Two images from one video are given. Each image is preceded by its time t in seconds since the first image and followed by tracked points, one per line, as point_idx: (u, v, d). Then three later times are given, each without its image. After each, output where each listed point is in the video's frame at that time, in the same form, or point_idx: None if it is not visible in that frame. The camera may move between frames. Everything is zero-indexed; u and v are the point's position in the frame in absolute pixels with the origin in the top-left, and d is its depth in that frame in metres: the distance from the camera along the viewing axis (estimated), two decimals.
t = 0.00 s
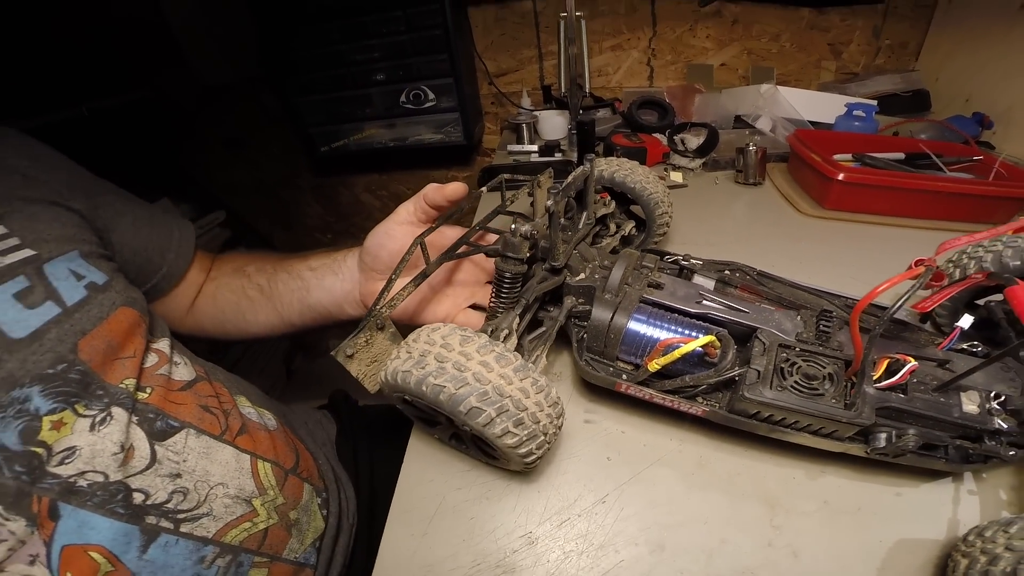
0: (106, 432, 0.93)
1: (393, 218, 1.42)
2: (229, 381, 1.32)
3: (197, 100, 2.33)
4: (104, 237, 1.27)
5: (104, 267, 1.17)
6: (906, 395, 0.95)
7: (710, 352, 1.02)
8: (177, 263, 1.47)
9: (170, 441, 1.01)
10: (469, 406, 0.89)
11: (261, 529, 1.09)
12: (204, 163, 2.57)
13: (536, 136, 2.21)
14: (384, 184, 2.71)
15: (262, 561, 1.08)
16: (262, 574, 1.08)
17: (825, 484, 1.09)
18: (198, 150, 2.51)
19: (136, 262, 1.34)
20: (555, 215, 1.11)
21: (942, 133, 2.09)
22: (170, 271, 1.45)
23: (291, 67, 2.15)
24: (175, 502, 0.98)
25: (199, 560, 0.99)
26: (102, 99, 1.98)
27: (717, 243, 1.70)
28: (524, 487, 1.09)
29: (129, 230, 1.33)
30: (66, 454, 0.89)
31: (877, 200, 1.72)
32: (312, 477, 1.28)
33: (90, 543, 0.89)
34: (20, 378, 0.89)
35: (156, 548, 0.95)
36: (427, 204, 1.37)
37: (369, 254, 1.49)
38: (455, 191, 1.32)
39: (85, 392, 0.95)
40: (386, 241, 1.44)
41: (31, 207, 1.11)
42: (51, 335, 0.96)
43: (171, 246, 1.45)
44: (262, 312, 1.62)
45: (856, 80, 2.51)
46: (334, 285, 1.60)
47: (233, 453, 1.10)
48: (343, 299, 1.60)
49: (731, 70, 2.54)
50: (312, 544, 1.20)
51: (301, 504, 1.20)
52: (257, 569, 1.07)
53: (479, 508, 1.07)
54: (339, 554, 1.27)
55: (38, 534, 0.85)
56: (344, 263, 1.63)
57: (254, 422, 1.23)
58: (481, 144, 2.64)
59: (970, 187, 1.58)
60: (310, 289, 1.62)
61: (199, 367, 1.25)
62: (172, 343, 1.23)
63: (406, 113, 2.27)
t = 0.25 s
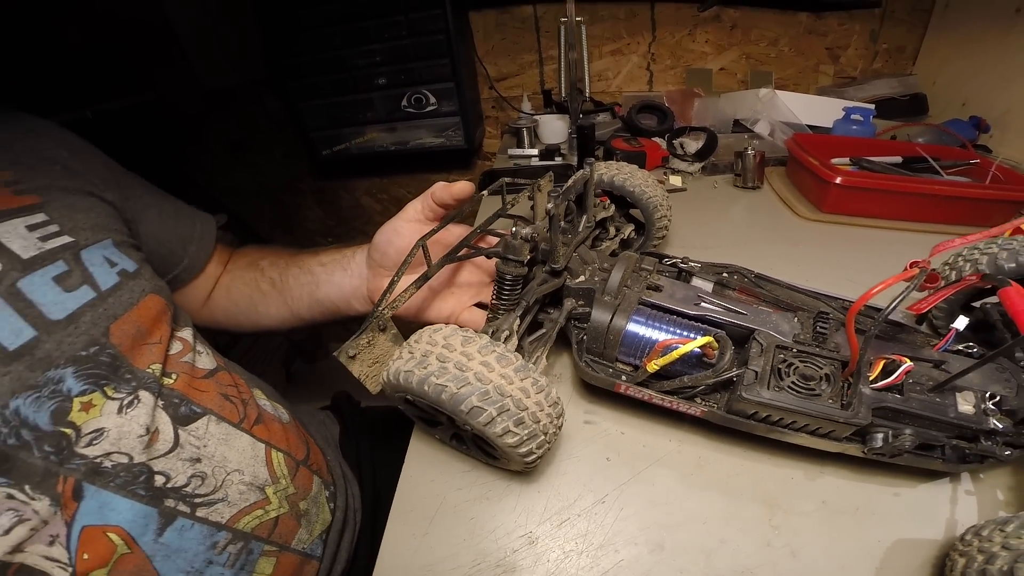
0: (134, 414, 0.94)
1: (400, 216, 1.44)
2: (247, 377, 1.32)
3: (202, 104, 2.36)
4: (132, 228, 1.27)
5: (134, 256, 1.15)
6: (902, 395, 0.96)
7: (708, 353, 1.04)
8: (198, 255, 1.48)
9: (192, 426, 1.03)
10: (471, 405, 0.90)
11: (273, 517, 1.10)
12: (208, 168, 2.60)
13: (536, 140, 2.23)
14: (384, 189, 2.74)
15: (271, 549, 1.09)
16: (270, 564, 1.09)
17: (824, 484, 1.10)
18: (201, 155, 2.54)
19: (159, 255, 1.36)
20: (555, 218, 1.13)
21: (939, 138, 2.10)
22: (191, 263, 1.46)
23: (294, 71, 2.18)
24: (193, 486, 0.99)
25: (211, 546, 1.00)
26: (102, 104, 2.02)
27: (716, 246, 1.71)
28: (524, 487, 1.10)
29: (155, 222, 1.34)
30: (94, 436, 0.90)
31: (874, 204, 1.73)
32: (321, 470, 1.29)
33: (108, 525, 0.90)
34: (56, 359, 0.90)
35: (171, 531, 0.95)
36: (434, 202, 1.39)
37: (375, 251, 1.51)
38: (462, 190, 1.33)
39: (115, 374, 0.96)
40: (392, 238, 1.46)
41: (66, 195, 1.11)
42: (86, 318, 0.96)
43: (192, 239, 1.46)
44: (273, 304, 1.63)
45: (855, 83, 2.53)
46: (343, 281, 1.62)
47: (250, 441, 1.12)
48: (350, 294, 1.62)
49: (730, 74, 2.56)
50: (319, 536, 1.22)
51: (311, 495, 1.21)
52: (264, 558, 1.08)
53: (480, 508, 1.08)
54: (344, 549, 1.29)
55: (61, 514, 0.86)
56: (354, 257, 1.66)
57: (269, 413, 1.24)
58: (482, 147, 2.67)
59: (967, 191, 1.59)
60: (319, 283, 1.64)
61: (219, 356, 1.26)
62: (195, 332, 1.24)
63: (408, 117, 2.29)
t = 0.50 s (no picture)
0: (163, 399, 0.98)
1: (403, 224, 1.47)
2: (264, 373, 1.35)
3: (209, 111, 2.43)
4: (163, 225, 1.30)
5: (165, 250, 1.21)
6: (895, 396, 0.98)
7: (705, 353, 1.05)
8: (221, 253, 1.51)
9: (216, 413, 1.07)
10: (473, 403, 0.92)
11: (286, 506, 1.13)
12: (212, 172, 2.66)
13: (536, 146, 2.26)
14: (386, 195, 2.77)
15: (282, 539, 1.12)
16: (280, 554, 1.12)
17: (820, 485, 1.11)
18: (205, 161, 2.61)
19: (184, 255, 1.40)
20: (556, 223, 1.16)
21: (935, 143, 2.15)
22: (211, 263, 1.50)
23: (299, 76, 2.23)
24: (213, 472, 1.02)
25: (226, 532, 1.03)
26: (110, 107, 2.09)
27: (714, 252, 1.73)
28: (524, 488, 1.12)
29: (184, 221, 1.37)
30: (127, 418, 0.93)
31: (871, 210, 1.76)
32: (331, 465, 1.32)
33: (131, 507, 0.92)
34: (98, 342, 0.95)
35: (191, 516, 0.98)
36: (434, 212, 1.41)
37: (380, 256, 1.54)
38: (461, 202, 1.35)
39: (149, 360, 1.00)
40: (395, 246, 1.49)
41: (109, 192, 1.16)
42: (127, 304, 1.02)
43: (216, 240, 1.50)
44: (281, 305, 1.66)
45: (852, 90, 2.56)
46: (348, 286, 1.65)
47: (268, 432, 1.15)
48: (354, 298, 1.65)
49: (729, 81, 2.60)
50: (327, 530, 1.24)
51: (322, 488, 1.24)
52: (275, 548, 1.11)
53: (480, 508, 1.10)
54: (353, 539, 1.33)
55: (88, 494, 0.88)
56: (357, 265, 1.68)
57: (284, 407, 1.27)
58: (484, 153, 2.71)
59: (961, 197, 1.62)
60: (326, 288, 1.67)
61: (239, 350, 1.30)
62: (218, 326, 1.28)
63: (410, 123, 2.32)
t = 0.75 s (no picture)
0: (183, 387, 0.99)
1: (404, 226, 1.47)
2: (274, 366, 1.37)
3: (211, 112, 2.43)
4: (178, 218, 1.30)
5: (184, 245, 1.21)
6: (895, 396, 0.99)
7: (705, 353, 1.06)
8: (236, 248, 1.52)
9: (232, 403, 1.08)
10: (474, 402, 0.93)
11: (296, 496, 1.15)
12: (213, 174, 2.67)
13: (537, 146, 2.27)
14: (387, 195, 2.77)
15: (292, 530, 1.14)
16: (289, 545, 1.14)
17: (821, 484, 1.12)
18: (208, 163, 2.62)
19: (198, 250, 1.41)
20: (558, 223, 1.16)
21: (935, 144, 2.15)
22: (225, 258, 1.50)
23: (302, 77, 2.24)
24: (229, 460, 1.03)
25: (240, 520, 1.04)
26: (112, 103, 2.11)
27: (715, 253, 1.74)
28: (525, 487, 1.13)
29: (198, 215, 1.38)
30: (149, 406, 0.94)
31: (872, 211, 1.76)
32: (338, 460, 1.34)
33: (150, 493, 0.93)
34: (124, 330, 0.96)
35: (205, 503, 0.99)
36: (434, 214, 1.41)
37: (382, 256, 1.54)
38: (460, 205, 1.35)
39: (170, 350, 1.01)
40: (397, 248, 1.49)
41: (134, 188, 1.17)
42: (151, 295, 1.03)
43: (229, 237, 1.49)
44: (288, 303, 1.67)
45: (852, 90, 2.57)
46: (353, 286, 1.66)
47: (280, 423, 1.17)
48: (359, 298, 1.66)
49: (730, 82, 2.60)
50: (333, 522, 1.26)
51: (330, 480, 1.26)
52: (285, 539, 1.13)
53: (480, 507, 1.10)
54: (358, 531, 1.36)
55: (109, 480, 0.89)
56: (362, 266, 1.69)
57: (294, 401, 1.29)
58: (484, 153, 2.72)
59: (961, 198, 1.62)
60: (331, 288, 1.67)
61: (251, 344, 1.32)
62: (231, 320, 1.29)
63: (410, 123, 2.33)
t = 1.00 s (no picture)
0: (190, 383, 0.99)
1: (402, 226, 1.46)
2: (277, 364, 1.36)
3: (211, 108, 2.40)
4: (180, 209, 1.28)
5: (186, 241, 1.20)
6: (898, 395, 0.98)
7: (706, 353, 1.05)
8: (241, 236, 1.51)
9: (237, 398, 1.08)
10: (472, 403, 0.92)
11: (302, 492, 1.13)
12: (209, 170, 2.63)
13: (537, 143, 2.25)
14: (385, 192, 2.76)
15: (299, 526, 1.12)
16: (297, 541, 1.12)
17: (822, 484, 1.11)
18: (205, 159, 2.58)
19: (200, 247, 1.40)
20: (557, 221, 1.15)
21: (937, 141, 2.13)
22: (228, 253, 1.49)
23: (300, 74, 2.22)
24: (235, 456, 1.02)
25: (247, 516, 1.03)
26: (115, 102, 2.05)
27: (716, 251, 1.72)
28: (524, 487, 1.12)
29: (199, 211, 1.36)
30: (156, 402, 0.94)
31: (874, 209, 1.75)
32: (343, 455, 1.33)
33: (158, 489, 0.92)
34: (131, 326, 0.95)
35: (214, 499, 0.98)
36: (432, 214, 1.39)
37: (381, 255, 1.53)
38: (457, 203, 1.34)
39: (176, 345, 1.01)
40: (395, 249, 1.48)
41: (139, 185, 1.16)
42: (157, 290, 1.03)
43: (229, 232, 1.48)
44: (288, 301, 1.65)
45: (853, 87, 2.55)
46: (354, 284, 1.65)
47: (284, 418, 1.16)
48: (360, 297, 1.65)
49: (730, 78, 2.59)
50: (338, 518, 1.25)
51: (334, 476, 1.24)
52: (292, 535, 1.11)
53: (480, 507, 1.09)
54: (363, 528, 1.35)
55: (118, 477, 0.88)
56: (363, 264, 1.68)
57: (297, 397, 1.28)
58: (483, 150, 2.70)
59: (964, 195, 1.61)
60: (332, 287, 1.66)
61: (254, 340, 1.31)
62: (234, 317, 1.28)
63: (409, 121, 2.31)
